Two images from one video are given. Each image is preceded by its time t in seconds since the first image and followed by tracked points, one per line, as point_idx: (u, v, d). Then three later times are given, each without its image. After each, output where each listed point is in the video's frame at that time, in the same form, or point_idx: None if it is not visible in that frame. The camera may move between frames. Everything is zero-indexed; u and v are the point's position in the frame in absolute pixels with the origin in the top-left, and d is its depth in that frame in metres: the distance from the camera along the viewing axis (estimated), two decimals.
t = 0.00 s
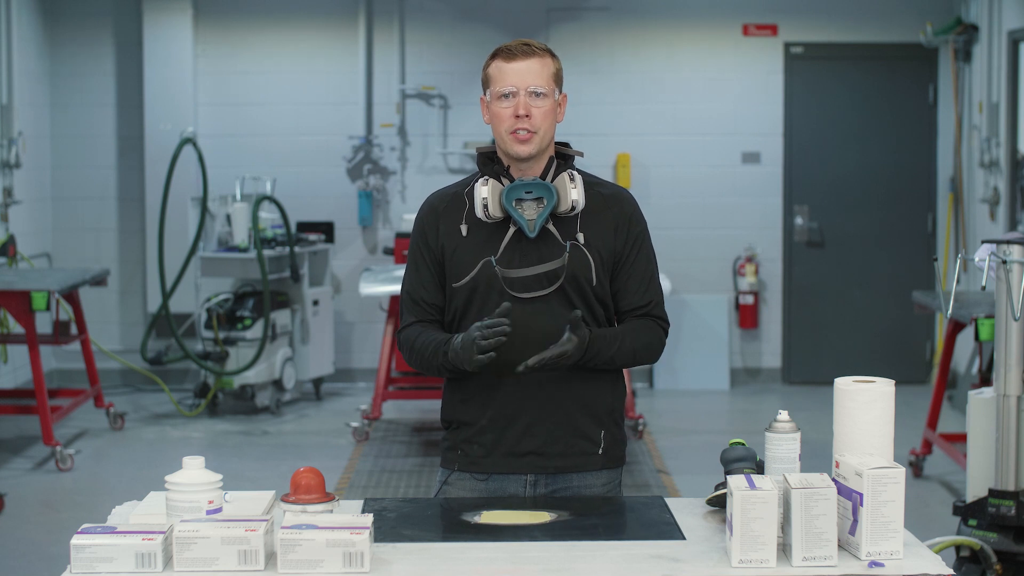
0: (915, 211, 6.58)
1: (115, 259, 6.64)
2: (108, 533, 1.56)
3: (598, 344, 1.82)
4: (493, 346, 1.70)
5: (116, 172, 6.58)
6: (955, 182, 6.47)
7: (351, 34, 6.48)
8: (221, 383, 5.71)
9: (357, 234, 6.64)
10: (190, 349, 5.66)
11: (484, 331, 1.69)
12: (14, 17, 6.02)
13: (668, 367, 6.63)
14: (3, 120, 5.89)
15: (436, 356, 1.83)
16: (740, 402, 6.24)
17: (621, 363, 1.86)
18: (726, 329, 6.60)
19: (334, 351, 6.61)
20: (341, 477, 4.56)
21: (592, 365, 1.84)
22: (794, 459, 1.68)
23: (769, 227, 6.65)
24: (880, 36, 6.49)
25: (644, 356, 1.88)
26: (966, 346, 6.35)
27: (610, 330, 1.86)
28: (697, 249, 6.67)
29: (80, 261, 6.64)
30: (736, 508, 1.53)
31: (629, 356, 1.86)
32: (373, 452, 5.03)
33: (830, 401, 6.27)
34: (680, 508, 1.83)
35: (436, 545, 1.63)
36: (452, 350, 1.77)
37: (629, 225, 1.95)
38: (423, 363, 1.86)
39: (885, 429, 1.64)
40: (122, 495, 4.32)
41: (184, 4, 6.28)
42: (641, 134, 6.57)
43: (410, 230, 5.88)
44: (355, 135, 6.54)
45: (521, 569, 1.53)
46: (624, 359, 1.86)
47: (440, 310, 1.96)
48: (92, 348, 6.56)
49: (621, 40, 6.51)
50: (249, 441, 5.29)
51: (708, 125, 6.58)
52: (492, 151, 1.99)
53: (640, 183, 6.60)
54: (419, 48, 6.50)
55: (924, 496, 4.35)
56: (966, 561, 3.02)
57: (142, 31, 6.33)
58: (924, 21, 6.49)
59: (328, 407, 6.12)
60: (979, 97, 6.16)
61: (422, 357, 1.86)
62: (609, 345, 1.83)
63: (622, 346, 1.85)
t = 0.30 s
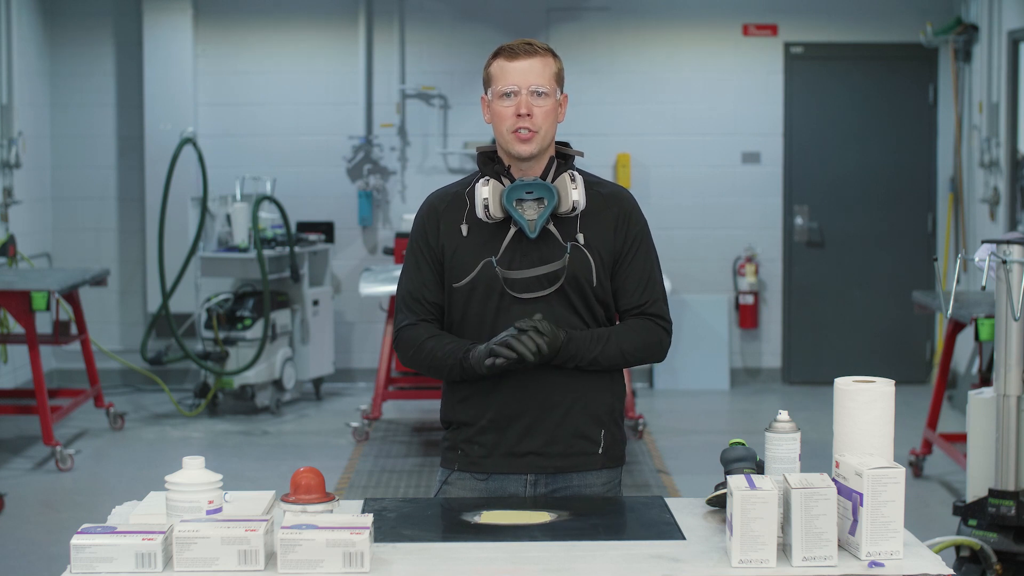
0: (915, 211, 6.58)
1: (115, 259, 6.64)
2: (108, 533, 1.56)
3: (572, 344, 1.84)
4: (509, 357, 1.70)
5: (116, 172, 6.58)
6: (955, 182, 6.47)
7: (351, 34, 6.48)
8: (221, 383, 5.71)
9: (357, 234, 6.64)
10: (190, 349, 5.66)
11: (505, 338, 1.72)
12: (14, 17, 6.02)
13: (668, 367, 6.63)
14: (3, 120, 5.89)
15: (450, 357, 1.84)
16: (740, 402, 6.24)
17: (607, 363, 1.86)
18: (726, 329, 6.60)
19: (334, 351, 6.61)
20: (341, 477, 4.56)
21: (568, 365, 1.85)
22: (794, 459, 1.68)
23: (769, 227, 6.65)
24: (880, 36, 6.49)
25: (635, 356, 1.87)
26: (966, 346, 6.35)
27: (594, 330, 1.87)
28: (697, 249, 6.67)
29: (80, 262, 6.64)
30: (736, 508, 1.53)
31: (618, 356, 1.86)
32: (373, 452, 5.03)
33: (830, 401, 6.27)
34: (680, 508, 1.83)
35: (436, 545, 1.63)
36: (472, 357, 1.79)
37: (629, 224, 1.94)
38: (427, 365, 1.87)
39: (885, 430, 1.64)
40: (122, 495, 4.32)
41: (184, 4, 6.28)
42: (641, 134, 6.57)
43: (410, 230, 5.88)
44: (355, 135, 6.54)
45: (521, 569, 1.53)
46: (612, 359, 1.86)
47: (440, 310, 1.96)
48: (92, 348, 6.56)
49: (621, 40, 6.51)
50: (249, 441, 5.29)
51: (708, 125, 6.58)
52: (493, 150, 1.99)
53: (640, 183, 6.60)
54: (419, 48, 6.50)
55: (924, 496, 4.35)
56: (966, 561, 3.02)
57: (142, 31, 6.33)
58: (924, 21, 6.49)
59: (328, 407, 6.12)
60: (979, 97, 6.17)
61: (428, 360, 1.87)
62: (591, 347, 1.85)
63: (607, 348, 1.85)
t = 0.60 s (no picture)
0: (915, 211, 6.58)
1: (115, 259, 6.64)
2: (108, 533, 1.56)
3: (571, 346, 1.83)
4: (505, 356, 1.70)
5: (116, 172, 6.58)
6: (955, 182, 6.47)
7: (351, 35, 6.48)
8: (221, 383, 5.71)
9: (357, 234, 6.64)
10: (190, 349, 5.66)
11: (500, 336, 1.71)
12: (14, 17, 6.02)
13: (667, 367, 6.63)
14: (3, 120, 5.89)
15: (451, 357, 1.84)
16: (740, 403, 6.24)
17: (606, 365, 1.86)
18: (726, 329, 6.60)
19: (334, 351, 6.61)
20: (341, 477, 4.56)
21: (568, 366, 1.85)
22: (793, 459, 1.68)
23: (769, 227, 6.65)
24: (880, 36, 6.49)
25: (635, 358, 1.87)
26: (966, 346, 6.35)
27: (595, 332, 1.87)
28: (697, 249, 6.67)
29: (80, 262, 6.64)
30: (736, 508, 1.53)
31: (618, 357, 1.86)
32: (373, 452, 5.03)
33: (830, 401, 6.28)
34: (680, 508, 1.83)
35: (436, 545, 1.63)
36: (471, 357, 1.79)
37: (629, 224, 1.94)
38: (427, 365, 1.87)
39: (885, 430, 1.64)
40: (122, 495, 4.32)
41: (184, 3, 6.28)
42: (641, 134, 6.57)
43: (410, 230, 5.88)
44: (355, 135, 6.54)
45: (521, 569, 1.53)
46: (612, 360, 1.86)
47: (441, 309, 1.96)
48: (93, 348, 6.56)
49: (621, 41, 6.51)
50: (249, 441, 5.29)
51: (708, 125, 6.57)
52: (493, 151, 1.99)
53: (640, 183, 6.60)
54: (419, 48, 6.50)
55: (924, 496, 4.35)
56: (966, 561, 3.02)
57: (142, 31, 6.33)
58: (924, 21, 6.49)
59: (328, 407, 6.12)
60: (979, 97, 6.16)
61: (428, 360, 1.87)
62: (590, 348, 1.85)
63: (607, 349, 1.86)
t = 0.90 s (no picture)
0: (915, 211, 6.58)
1: (115, 260, 6.64)
2: (108, 533, 1.56)
3: (573, 347, 1.83)
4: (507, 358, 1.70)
5: (116, 172, 6.58)
6: (955, 182, 6.47)
7: (351, 35, 6.48)
8: (221, 383, 5.71)
9: (357, 234, 6.64)
10: (190, 349, 5.65)
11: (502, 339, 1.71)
12: (14, 17, 6.02)
13: (667, 367, 6.62)
14: (3, 120, 5.89)
15: (451, 358, 1.84)
16: (740, 403, 6.23)
17: (608, 365, 1.87)
18: (726, 329, 6.60)
19: (334, 351, 6.61)
20: (341, 477, 4.56)
21: (569, 366, 1.85)
22: (794, 459, 1.68)
23: (769, 227, 6.65)
24: (880, 36, 6.49)
25: (637, 358, 1.87)
26: (966, 346, 6.35)
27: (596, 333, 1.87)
28: (697, 249, 6.67)
29: (80, 262, 6.64)
30: (736, 508, 1.53)
31: (619, 358, 1.87)
32: (373, 452, 5.03)
33: (830, 401, 6.28)
34: (680, 508, 1.83)
35: (436, 545, 1.63)
36: (472, 357, 1.79)
37: (631, 225, 1.94)
38: (428, 365, 1.87)
39: (884, 430, 1.64)
40: (122, 495, 4.32)
41: (184, 4, 6.28)
42: (641, 134, 6.57)
43: (411, 230, 5.88)
44: (355, 135, 6.55)
45: (521, 569, 1.53)
46: (613, 361, 1.86)
47: (441, 308, 1.96)
48: (92, 348, 6.56)
49: (621, 41, 6.51)
50: (249, 441, 5.29)
51: (708, 125, 6.57)
52: (496, 150, 1.98)
53: (640, 183, 6.60)
54: (419, 48, 6.50)
55: (924, 496, 4.36)
56: (966, 561, 3.02)
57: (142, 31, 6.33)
58: (924, 21, 6.49)
59: (329, 407, 6.12)
60: (979, 97, 6.16)
61: (428, 359, 1.87)
62: (592, 349, 1.85)
63: (609, 350, 1.86)
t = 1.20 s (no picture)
0: (915, 211, 6.58)
1: (115, 260, 6.64)
2: (108, 533, 1.56)
3: (575, 331, 1.83)
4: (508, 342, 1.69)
5: (116, 172, 6.58)
6: (955, 182, 6.47)
7: (351, 35, 6.48)
8: (221, 382, 5.71)
9: (357, 234, 6.64)
10: (190, 349, 5.66)
11: (504, 325, 1.71)
12: (14, 17, 6.01)
13: (667, 367, 6.62)
14: (3, 120, 5.89)
15: (453, 349, 1.84)
16: (740, 403, 6.23)
17: (609, 359, 1.87)
18: (726, 329, 6.60)
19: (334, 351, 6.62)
20: (341, 477, 4.56)
21: (571, 353, 1.84)
22: (793, 459, 1.68)
23: (769, 227, 6.65)
24: (880, 36, 6.49)
25: (640, 353, 1.87)
26: (966, 346, 6.35)
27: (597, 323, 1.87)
28: (697, 249, 6.67)
29: (80, 262, 6.64)
30: (736, 508, 1.53)
31: (622, 350, 1.86)
32: (373, 452, 5.03)
33: (830, 401, 6.28)
34: (680, 508, 1.83)
35: (436, 545, 1.63)
36: (474, 345, 1.79)
37: (632, 223, 1.94)
38: (430, 358, 1.87)
39: (885, 430, 1.64)
40: (122, 495, 4.32)
41: (184, 4, 6.28)
42: (641, 134, 6.57)
43: (411, 231, 5.88)
44: (355, 135, 6.54)
45: (521, 569, 1.53)
46: (615, 352, 1.86)
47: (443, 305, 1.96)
48: (93, 348, 6.56)
49: (621, 40, 6.51)
50: (249, 441, 5.29)
51: (708, 125, 6.57)
52: (499, 149, 1.98)
53: (640, 183, 6.60)
54: (419, 48, 6.50)
55: (924, 496, 4.35)
56: (966, 561, 3.02)
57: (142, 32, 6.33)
58: (924, 21, 6.49)
59: (329, 407, 6.12)
60: (979, 97, 6.16)
61: (431, 353, 1.87)
62: (593, 337, 1.85)
63: (612, 340, 1.86)
